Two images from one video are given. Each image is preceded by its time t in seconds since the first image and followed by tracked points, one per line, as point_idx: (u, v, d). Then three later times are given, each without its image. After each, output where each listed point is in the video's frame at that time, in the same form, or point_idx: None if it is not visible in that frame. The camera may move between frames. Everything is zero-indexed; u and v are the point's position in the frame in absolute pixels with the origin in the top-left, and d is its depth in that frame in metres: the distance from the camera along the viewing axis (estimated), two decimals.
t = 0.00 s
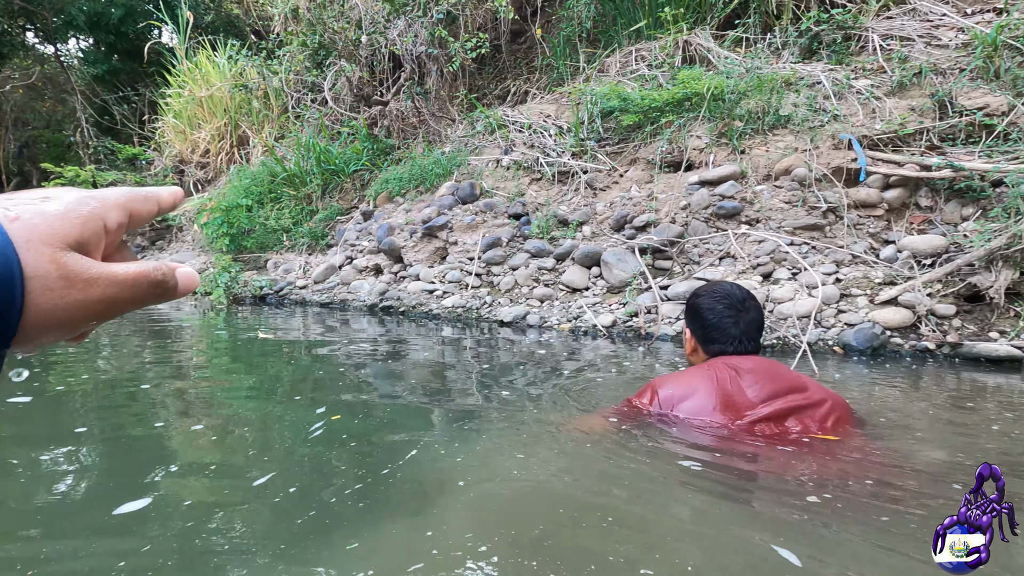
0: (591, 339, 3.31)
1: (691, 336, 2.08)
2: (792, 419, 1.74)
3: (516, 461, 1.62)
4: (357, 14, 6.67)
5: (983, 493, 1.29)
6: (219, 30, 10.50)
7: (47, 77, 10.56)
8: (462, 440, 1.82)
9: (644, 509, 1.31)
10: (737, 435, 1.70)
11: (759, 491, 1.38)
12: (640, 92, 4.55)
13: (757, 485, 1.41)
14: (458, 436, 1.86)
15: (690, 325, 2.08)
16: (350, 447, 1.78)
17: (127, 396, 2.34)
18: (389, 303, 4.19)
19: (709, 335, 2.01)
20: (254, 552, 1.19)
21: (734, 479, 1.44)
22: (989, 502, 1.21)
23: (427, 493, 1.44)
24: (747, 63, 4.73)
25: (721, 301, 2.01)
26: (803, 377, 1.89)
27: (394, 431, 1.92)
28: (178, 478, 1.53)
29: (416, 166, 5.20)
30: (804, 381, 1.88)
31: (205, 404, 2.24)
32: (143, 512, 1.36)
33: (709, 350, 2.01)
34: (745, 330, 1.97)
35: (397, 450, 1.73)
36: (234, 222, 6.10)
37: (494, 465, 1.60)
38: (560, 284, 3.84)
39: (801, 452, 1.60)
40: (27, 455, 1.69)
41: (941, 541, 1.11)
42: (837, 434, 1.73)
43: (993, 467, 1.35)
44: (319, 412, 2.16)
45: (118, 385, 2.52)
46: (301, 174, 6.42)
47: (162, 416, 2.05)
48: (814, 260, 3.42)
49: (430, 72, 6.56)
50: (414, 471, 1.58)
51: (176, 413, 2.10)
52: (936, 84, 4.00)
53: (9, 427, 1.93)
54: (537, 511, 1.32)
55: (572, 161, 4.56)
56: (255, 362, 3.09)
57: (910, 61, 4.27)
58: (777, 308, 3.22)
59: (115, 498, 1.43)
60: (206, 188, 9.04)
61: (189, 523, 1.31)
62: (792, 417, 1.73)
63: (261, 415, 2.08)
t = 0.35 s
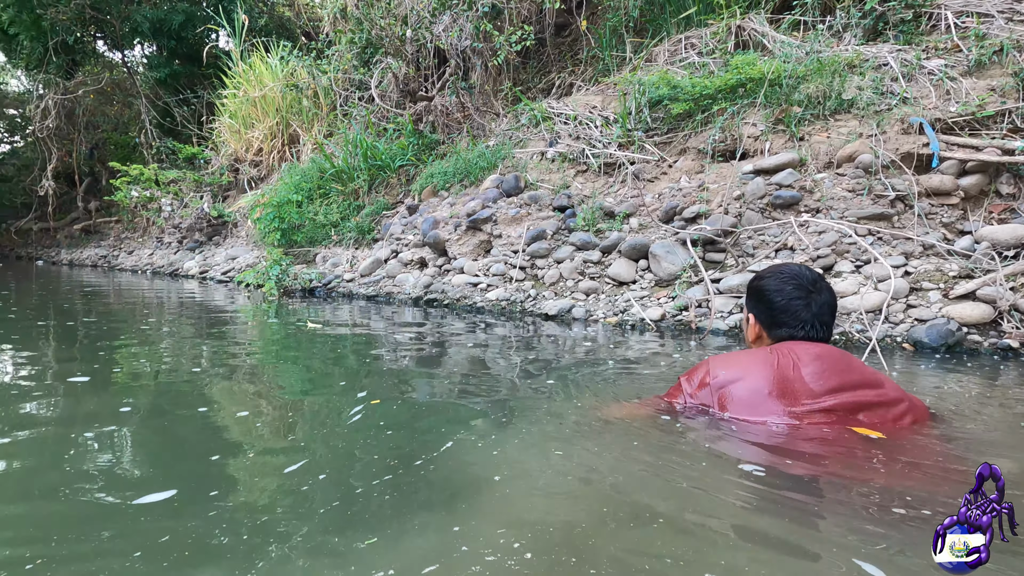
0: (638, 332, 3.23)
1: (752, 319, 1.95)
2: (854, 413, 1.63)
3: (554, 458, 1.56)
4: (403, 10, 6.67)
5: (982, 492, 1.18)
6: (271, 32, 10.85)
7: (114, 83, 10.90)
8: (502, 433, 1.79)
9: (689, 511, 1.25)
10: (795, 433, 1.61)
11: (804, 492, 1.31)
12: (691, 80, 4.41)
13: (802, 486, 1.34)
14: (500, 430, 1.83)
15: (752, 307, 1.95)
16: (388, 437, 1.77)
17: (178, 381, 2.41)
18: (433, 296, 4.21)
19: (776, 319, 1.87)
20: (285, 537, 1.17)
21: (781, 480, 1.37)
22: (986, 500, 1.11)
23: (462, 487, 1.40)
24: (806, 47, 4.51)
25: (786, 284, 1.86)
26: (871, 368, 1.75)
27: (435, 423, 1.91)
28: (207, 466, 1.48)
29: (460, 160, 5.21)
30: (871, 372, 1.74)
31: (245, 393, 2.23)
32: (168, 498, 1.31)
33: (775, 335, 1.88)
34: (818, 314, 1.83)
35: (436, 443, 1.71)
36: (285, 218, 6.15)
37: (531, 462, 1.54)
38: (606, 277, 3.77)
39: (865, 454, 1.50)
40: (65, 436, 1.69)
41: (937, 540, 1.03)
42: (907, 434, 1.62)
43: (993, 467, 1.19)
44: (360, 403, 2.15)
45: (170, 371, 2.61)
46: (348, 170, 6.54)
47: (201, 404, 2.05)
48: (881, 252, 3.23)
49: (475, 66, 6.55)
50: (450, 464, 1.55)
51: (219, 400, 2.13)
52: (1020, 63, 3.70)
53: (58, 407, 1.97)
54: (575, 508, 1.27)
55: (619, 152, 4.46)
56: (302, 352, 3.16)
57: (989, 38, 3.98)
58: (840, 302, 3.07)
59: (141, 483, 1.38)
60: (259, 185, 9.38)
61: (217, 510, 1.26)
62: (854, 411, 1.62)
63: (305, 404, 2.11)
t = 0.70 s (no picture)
0: (673, 329, 3.17)
1: (795, 316, 1.81)
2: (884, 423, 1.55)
3: (583, 462, 1.50)
4: (435, 5, 6.66)
5: (981, 492, 1.16)
6: (307, 31, 11.04)
7: (159, 84, 11.24)
8: (532, 431, 1.77)
9: (723, 519, 1.18)
10: (839, 440, 1.52)
11: (839, 495, 1.25)
12: (728, 69, 4.29)
13: (837, 489, 1.28)
14: (531, 428, 1.80)
15: (796, 303, 1.81)
16: (416, 434, 1.76)
17: (212, 375, 2.45)
18: (465, 291, 4.22)
19: (829, 322, 1.75)
20: (300, 542, 1.13)
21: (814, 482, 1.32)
22: (984, 501, 1.10)
23: (485, 491, 1.35)
24: (851, 33, 4.33)
25: (847, 282, 1.76)
26: (908, 375, 1.66)
27: (465, 419, 1.91)
28: (224, 469, 1.45)
29: (492, 154, 5.20)
30: (907, 380, 1.65)
31: (271, 391, 2.22)
32: (181, 501, 1.27)
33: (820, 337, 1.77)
34: (873, 322, 1.74)
35: (462, 443, 1.68)
36: (321, 213, 6.40)
37: (559, 467, 1.47)
38: (640, 272, 3.71)
39: (914, 462, 1.42)
40: (89, 433, 1.68)
41: (937, 541, 1.01)
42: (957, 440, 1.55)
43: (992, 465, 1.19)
44: (389, 399, 2.15)
45: (205, 365, 2.65)
46: (381, 165, 6.59)
47: (226, 401, 2.03)
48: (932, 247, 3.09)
49: (506, 60, 6.54)
50: (474, 464, 1.51)
51: (248, 395, 2.14)
52: None
53: (88, 402, 1.99)
54: (603, 516, 1.21)
55: (653, 145, 4.37)
56: (335, 347, 3.21)
57: None
58: (887, 299, 2.94)
59: (155, 485, 1.35)
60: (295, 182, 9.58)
61: (233, 513, 1.23)
62: (884, 421, 1.54)
63: (336, 398, 2.13)
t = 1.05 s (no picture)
0: (685, 324, 3.15)
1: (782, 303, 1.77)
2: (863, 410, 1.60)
3: (584, 456, 1.47)
4: None
5: (982, 493, 1.12)
6: (318, 28, 11.08)
7: (171, 80, 11.53)
8: (538, 423, 1.76)
9: (720, 512, 1.16)
10: (840, 435, 1.49)
11: (846, 486, 1.23)
12: (743, 63, 4.25)
13: (843, 480, 1.26)
14: (538, 421, 1.79)
15: (783, 288, 1.77)
16: (421, 425, 1.76)
17: (217, 367, 2.45)
18: (475, 285, 4.22)
19: (819, 308, 1.72)
20: (287, 532, 1.12)
21: (819, 472, 1.30)
22: (984, 501, 1.05)
23: (482, 484, 1.34)
24: (868, 26, 4.26)
25: (833, 265, 1.74)
26: (891, 363, 1.70)
27: (471, 411, 1.90)
28: (214, 460, 1.44)
29: (503, 149, 5.18)
30: (891, 368, 1.69)
31: (273, 383, 2.22)
32: (168, 492, 1.27)
33: (807, 324, 1.74)
34: (856, 308, 1.73)
35: (464, 435, 1.66)
36: (331, 207, 6.41)
37: (557, 462, 1.45)
38: (651, 267, 3.69)
39: (928, 456, 1.40)
40: (83, 422, 1.69)
41: (937, 541, 0.97)
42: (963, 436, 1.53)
43: (992, 467, 1.15)
44: (394, 391, 2.14)
45: (212, 357, 2.67)
46: (392, 160, 6.60)
47: (227, 393, 2.03)
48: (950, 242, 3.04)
49: (517, 55, 6.52)
50: (476, 456, 1.50)
51: (252, 387, 2.14)
52: None
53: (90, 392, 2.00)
54: (599, 510, 1.19)
55: (665, 139, 4.33)
56: (345, 340, 3.21)
57: None
58: (903, 295, 2.89)
59: (142, 476, 1.34)
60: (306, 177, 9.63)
61: (220, 504, 1.22)
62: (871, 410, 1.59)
63: (343, 390, 2.13)
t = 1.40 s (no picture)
0: (694, 317, 3.10)
1: (761, 285, 1.70)
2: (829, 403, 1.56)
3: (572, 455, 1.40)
4: None
5: (981, 493, 1.07)
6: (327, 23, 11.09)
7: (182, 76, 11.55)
8: (539, 417, 1.72)
9: (709, 516, 1.07)
10: (838, 435, 1.43)
11: (848, 481, 1.19)
12: (754, 53, 4.19)
13: (844, 476, 1.22)
14: (539, 415, 1.75)
15: (763, 270, 1.69)
16: (415, 420, 1.72)
17: (211, 362, 2.42)
18: (482, 280, 4.19)
19: (801, 293, 1.66)
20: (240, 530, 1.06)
21: (821, 470, 1.25)
22: (985, 500, 1.02)
23: (458, 482, 1.27)
24: (883, 15, 4.18)
25: (814, 249, 1.68)
26: (857, 351, 1.63)
27: (472, 405, 1.87)
28: (170, 457, 1.37)
29: (510, 143, 5.15)
30: (859, 356, 1.63)
31: (257, 379, 2.16)
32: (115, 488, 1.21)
33: (788, 309, 1.68)
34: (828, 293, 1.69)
35: (451, 432, 1.60)
36: (339, 202, 6.42)
37: (540, 461, 1.37)
38: (660, 261, 3.64)
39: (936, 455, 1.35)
40: (43, 418, 1.64)
41: (936, 540, 0.93)
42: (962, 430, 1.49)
43: (992, 468, 1.10)
44: (392, 386, 2.10)
45: (210, 352, 2.64)
46: (399, 155, 6.59)
47: (208, 389, 1.98)
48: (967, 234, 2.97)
49: (526, 49, 6.47)
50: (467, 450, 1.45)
51: (241, 383, 2.10)
52: None
53: (67, 387, 1.96)
54: (573, 513, 1.11)
55: (675, 131, 4.28)
56: (350, 335, 3.19)
57: None
58: (919, 288, 2.83)
59: (90, 471, 1.29)
60: (314, 172, 9.64)
61: (168, 502, 1.16)
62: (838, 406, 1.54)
63: (341, 385, 2.11)
